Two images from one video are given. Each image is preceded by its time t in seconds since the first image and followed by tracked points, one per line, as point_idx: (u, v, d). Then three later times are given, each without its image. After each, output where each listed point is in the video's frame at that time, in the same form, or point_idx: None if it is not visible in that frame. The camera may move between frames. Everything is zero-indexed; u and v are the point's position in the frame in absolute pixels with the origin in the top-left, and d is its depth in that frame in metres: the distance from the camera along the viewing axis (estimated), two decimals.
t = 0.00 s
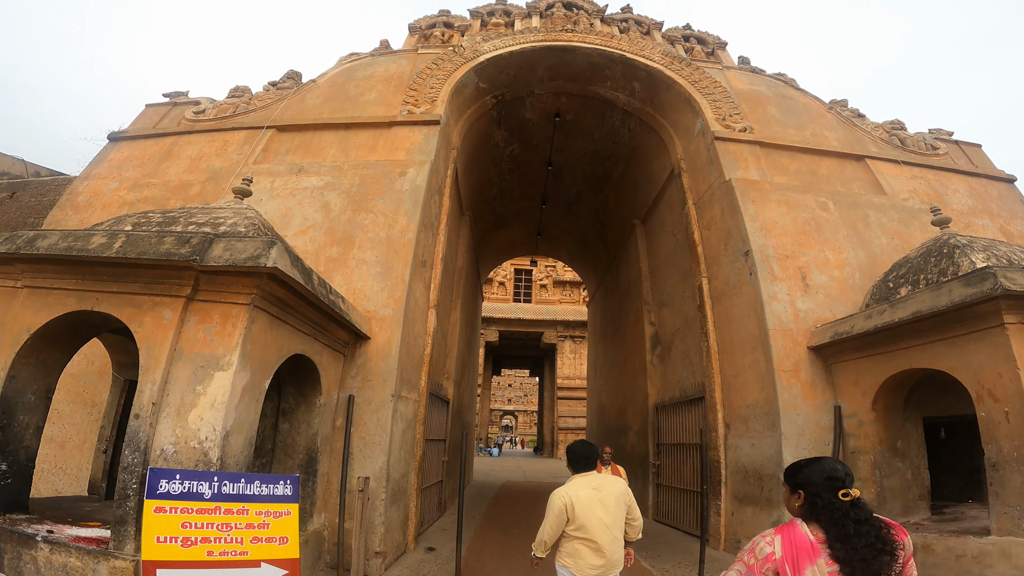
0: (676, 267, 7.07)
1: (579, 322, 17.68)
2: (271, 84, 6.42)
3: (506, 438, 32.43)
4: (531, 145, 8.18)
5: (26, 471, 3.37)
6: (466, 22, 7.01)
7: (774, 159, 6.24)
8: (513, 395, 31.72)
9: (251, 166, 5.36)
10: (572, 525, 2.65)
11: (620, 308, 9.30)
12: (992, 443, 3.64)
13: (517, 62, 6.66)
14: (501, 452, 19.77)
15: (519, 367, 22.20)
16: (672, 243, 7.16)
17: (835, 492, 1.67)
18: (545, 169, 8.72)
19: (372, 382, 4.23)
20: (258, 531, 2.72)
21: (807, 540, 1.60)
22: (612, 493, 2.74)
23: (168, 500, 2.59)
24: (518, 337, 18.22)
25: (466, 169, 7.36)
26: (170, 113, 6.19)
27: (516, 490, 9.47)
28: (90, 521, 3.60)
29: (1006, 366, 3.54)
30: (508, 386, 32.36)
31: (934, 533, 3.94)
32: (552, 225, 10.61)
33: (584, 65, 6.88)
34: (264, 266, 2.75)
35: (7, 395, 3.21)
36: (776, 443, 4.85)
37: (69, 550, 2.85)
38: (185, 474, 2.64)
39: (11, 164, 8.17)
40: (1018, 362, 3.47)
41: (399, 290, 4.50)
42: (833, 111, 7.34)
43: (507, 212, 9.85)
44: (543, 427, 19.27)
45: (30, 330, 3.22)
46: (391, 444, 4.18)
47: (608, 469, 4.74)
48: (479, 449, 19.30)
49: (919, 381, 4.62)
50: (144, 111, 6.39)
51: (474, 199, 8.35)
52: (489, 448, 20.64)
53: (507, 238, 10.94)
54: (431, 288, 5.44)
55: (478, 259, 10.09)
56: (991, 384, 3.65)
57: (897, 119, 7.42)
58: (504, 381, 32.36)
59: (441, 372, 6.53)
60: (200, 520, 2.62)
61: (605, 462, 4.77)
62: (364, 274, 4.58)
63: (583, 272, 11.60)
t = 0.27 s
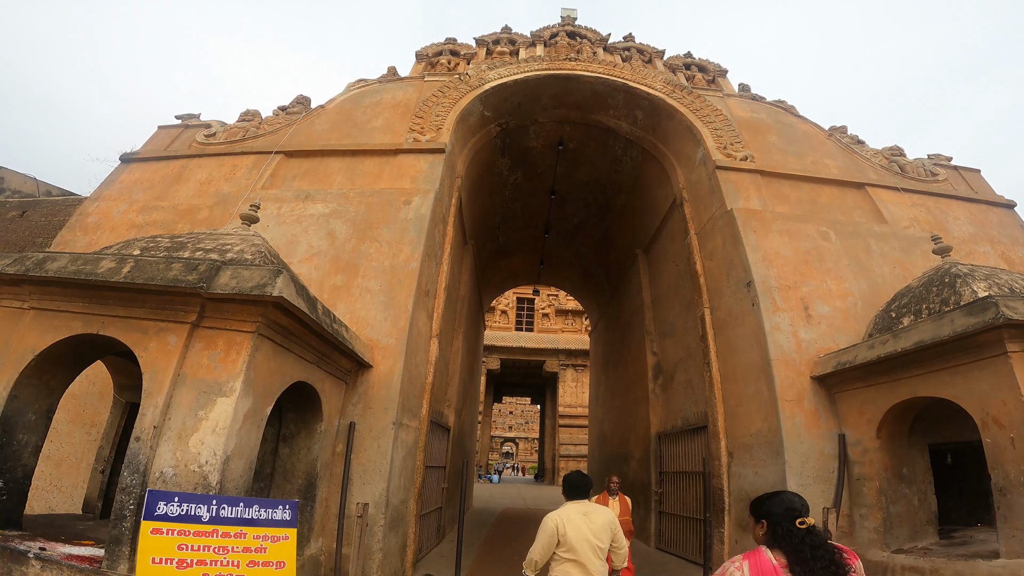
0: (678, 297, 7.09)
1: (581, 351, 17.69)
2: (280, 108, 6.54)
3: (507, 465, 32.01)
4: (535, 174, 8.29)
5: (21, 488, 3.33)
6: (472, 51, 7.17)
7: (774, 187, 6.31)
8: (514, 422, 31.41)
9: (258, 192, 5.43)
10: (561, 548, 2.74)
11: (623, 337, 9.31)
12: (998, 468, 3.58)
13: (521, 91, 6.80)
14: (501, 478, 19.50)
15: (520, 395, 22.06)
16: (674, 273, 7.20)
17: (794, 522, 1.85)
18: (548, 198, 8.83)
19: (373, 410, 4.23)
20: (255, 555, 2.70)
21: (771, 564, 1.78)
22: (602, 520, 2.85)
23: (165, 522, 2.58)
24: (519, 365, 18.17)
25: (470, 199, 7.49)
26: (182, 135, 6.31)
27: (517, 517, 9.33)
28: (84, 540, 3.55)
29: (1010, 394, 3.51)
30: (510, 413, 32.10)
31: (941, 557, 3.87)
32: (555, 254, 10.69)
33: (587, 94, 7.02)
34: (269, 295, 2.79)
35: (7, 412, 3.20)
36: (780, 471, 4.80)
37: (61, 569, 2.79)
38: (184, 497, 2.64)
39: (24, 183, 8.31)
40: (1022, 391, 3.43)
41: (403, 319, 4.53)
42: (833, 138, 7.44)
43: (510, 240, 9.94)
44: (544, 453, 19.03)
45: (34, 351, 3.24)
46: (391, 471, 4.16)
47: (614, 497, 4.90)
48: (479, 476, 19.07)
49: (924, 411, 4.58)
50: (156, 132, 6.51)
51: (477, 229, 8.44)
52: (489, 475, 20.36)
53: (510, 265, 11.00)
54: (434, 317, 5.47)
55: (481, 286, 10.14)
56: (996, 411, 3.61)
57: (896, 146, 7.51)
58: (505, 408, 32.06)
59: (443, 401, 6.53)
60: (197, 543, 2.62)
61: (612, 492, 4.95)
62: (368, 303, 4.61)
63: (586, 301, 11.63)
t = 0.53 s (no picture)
0: (680, 317, 7.09)
1: (582, 369, 17.66)
2: (287, 124, 6.63)
3: (507, 483, 31.72)
4: (538, 192, 8.35)
5: (18, 498, 3.32)
6: (476, 68, 7.27)
7: (776, 207, 6.34)
8: (515, 438, 31.18)
9: (264, 207, 5.48)
10: (557, 555, 2.82)
11: (624, 355, 9.30)
12: (1002, 484, 3.53)
13: (525, 109, 6.87)
14: (501, 496, 19.32)
15: (521, 412, 21.94)
16: (676, 293, 7.21)
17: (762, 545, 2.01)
18: (551, 217, 8.88)
19: (374, 426, 4.23)
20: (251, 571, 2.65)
21: None
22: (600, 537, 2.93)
23: (163, 535, 2.58)
24: (521, 382, 18.10)
25: (473, 217, 7.54)
26: (189, 149, 6.39)
27: (517, 534, 9.22)
28: (78, 550, 3.53)
29: (1014, 412, 3.48)
30: (511, 430, 31.91)
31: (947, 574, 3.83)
32: (557, 272, 10.71)
33: (590, 112, 7.09)
34: (273, 312, 2.81)
35: (7, 423, 3.21)
36: (782, 489, 4.76)
37: None
38: (181, 510, 2.63)
39: (32, 194, 8.40)
40: None
41: (405, 337, 4.54)
42: (834, 156, 7.49)
43: (512, 258, 9.98)
44: (544, 470, 18.86)
45: (37, 363, 3.25)
46: (391, 487, 4.14)
47: (628, 517, 4.38)
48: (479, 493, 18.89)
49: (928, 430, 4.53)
50: (164, 146, 6.59)
51: (479, 247, 8.48)
52: (489, 492, 20.17)
53: (512, 283, 11.02)
54: (436, 335, 5.47)
55: (483, 303, 10.16)
56: (1000, 429, 3.57)
57: (897, 164, 7.55)
58: (506, 425, 31.82)
59: (444, 418, 6.51)
60: (193, 556, 2.61)
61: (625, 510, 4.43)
62: (371, 321, 4.62)
63: (588, 318, 11.62)
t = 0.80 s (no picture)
0: (683, 327, 7.08)
1: (584, 377, 17.64)
2: (293, 130, 6.68)
3: (508, 492, 31.59)
4: (541, 201, 8.38)
5: (19, 501, 3.32)
6: (481, 77, 7.32)
7: (780, 217, 6.34)
8: (516, 447, 31.06)
9: (269, 214, 5.51)
10: (548, 556, 3.04)
11: (627, 365, 9.28)
12: (1006, 494, 3.49)
13: (530, 118, 6.91)
14: (502, 504, 19.23)
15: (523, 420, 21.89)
16: (679, 303, 7.20)
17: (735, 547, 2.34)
18: (555, 226, 8.91)
19: (377, 434, 4.24)
20: None
21: None
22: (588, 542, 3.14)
23: (164, 540, 2.55)
24: (523, 391, 18.07)
25: (477, 225, 7.57)
26: (196, 155, 6.44)
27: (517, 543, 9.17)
28: (78, 554, 3.52)
29: (1018, 423, 3.46)
30: (512, 438, 31.84)
31: None
32: (560, 281, 10.72)
33: (594, 121, 7.13)
34: (278, 320, 2.82)
35: (10, 427, 3.22)
36: (785, 498, 4.74)
37: None
38: (184, 515, 2.61)
39: (40, 198, 8.47)
40: None
41: (408, 345, 4.55)
42: (838, 166, 7.50)
43: (515, 267, 10.00)
44: (545, 478, 18.78)
45: (41, 367, 3.27)
46: (393, 494, 4.14)
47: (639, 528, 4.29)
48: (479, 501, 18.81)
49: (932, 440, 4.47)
50: (171, 152, 6.64)
51: (483, 255, 8.50)
52: (490, 500, 20.07)
53: (515, 291, 11.04)
54: (439, 344, 5.49)
55: (486, 311, 10.16)
56: (1004, 439, 3.55)
57: (902, 174, 7.55)
58: (507, 433, 31.70)
59: (446, 426, 6.51)
60: (195, 562, 2.60)
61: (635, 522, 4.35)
62: (374, 329, 4.64)
63: (591, 327, 11.61)
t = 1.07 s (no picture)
0: (686, 333, 7.07)
1: (586, 383, 17.62)
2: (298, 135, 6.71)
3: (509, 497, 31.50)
4: (544, 207, 8.40)
5: (22, 504, 3.32)
6: (485, 82, 7.35)
7: (783, 223, 6.34)
8: (517, 452, 30.98)
9: (273, 219, 5.53)
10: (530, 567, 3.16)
11: (629, 372, 9.27)
12: (1011, 500, 3.47)
13: (533, 123, 6.93)
14: (503, 510, 19.18)
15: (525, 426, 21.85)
16: (682, 309, 7.19)
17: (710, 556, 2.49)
18: (557, 232, 8.93)
19: (379, 439, 4.24)
20: None
21: None
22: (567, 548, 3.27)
23: (165, 544, 2.56)
24: (524, 397, 18.04)
25: (480, 231, 7.59)
26: (201, 159, 6.48)
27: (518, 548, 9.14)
28: (79, 557, 3.53)
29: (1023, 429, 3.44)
30: (513, 444, 31.78)
31: None
32: (563, 287, 10.72)
33: (597, 127, 7.15)
34: (282, 325, 2.84)
35: (13, 431, 3.22)
36: (788, 504, 4.72)
37: None
38: (186, 519, 2.62)
39: (45, 201, 8.52)
40: None
41: (411, 350, 4.56)
42: (842, 171, 7.50)
43: (517, 273, 10.01)
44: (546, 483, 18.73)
45: (45, 370, 3.29)
46: (394, 499, 4.14)
47: (643, 537, 4.27)
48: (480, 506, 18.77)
49: (936, 447, 4.45)
50: (176, 156, 6.68)
51: (486, 260, 8.52)
52: (491, 506, 20.01)
53: (517, 297, 11.04)
54: (441, 349, 5.49)
55: (488, 316, 10.16)
56: (1009, 445, 3.52)
57: (905, 180, 7.55)
58: (508, 438, 31.62)
59: (447, 432, 6.50)
60: (196, 566, 2.60)
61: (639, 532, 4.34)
62: (377, 334, 4.64)
63: (593, 333, 11.60)
